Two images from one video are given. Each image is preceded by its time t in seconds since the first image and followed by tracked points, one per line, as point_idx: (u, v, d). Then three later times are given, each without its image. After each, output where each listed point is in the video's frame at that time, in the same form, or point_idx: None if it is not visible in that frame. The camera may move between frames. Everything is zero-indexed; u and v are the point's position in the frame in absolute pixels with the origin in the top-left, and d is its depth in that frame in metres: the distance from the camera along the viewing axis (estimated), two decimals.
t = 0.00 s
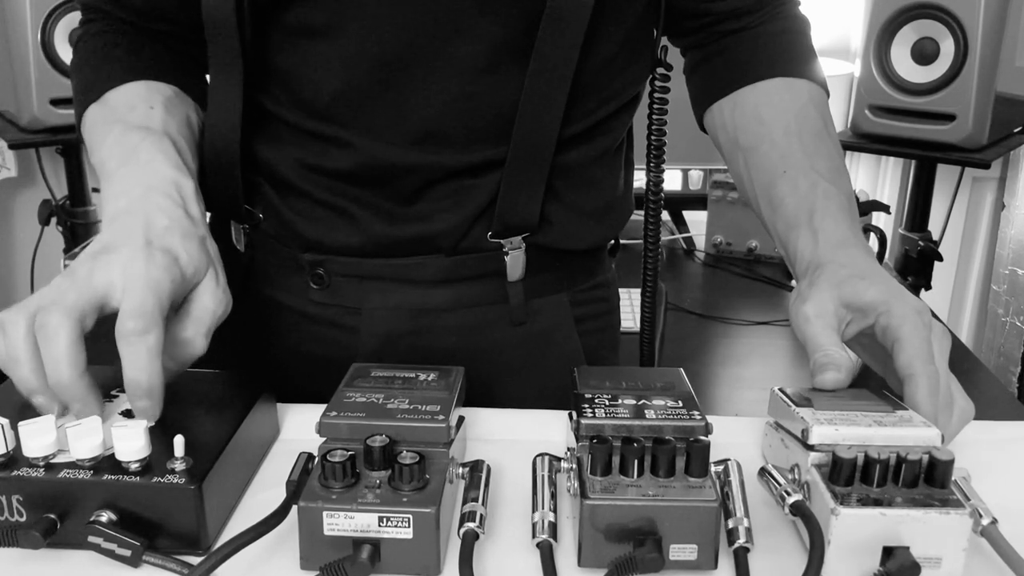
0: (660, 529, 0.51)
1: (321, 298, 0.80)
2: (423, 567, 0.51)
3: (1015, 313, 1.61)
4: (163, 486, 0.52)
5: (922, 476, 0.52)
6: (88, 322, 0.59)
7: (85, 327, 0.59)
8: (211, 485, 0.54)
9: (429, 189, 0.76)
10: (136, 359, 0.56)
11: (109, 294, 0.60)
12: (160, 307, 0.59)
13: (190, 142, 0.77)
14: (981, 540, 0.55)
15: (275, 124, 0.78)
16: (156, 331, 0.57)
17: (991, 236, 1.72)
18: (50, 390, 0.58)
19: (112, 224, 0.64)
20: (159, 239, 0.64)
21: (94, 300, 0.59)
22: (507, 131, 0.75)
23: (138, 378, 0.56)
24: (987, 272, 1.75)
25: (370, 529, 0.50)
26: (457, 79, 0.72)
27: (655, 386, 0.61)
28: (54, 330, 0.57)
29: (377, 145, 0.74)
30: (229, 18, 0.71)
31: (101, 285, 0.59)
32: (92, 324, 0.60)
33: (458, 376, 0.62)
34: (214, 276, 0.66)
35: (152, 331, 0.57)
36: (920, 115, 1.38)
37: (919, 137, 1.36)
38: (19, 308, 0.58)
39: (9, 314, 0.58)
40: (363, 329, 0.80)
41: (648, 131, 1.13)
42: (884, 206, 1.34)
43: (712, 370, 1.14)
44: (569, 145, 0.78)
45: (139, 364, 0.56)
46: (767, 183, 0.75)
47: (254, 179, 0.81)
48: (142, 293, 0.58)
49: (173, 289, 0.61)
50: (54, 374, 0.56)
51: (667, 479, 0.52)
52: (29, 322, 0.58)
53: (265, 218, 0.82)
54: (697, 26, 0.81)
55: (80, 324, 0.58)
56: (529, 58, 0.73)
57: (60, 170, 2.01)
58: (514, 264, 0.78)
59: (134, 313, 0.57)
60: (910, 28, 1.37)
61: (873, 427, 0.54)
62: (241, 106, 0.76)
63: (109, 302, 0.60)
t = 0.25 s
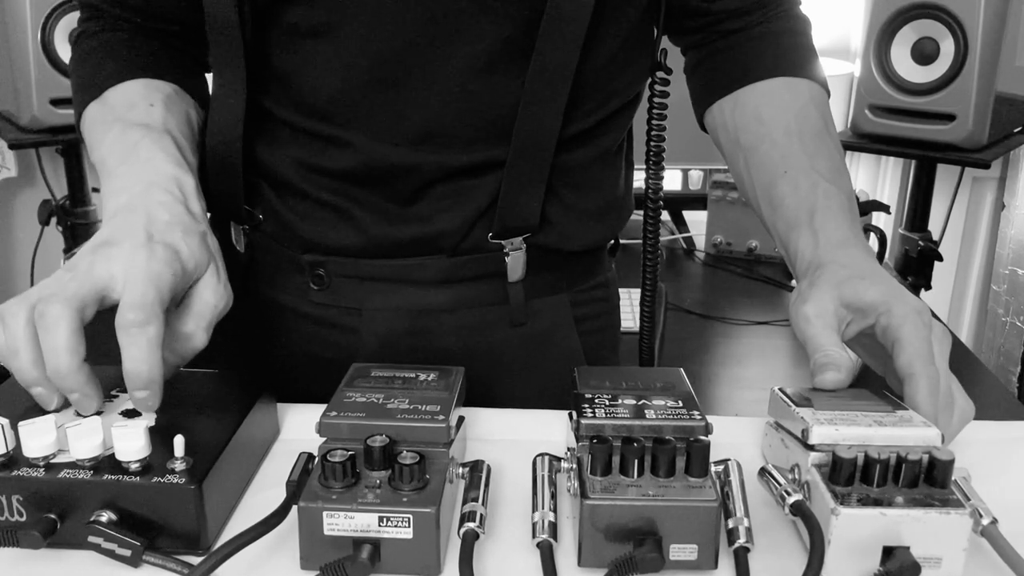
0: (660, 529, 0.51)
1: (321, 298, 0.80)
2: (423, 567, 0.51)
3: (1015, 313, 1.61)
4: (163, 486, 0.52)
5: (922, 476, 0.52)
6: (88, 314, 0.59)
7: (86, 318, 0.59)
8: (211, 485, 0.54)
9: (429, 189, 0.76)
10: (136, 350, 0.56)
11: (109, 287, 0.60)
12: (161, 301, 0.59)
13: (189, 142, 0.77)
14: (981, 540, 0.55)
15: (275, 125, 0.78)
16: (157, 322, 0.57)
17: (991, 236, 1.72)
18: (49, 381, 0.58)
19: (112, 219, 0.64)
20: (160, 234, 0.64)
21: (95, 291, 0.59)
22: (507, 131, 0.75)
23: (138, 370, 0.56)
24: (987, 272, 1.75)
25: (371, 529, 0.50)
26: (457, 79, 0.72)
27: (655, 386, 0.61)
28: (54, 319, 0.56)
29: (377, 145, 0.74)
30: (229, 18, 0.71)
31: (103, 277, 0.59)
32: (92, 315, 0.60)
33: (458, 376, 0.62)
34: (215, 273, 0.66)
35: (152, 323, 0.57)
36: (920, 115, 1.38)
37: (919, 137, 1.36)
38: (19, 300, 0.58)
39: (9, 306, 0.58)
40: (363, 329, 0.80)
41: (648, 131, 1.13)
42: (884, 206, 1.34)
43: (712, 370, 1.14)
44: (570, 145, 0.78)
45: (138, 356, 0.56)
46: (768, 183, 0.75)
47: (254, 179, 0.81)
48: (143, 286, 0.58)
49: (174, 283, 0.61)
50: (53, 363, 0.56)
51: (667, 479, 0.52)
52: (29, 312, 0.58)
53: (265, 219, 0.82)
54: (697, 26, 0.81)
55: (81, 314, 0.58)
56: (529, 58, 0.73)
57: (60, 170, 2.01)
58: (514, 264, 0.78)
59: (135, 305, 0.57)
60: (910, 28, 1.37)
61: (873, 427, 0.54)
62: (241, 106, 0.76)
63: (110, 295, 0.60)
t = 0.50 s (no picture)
0: (660, 529, 0.51)
1: (321, 298, 0.80)
2: (423, 567, 0.51)
3: (1015, 313, 1.61)
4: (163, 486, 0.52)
5: (922, 476, 0.52)
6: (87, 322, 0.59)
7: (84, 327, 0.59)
8: (211, 485, 0.54)
9: (429, 189, 0.76)
10: (134, 360, 0.56)
11: (108, 295, 0.60)
12: (160, 310, 0.59)
13: (189, 142, 0.77)
14: (981, 540, 0.55)
15: (275, 125, 0.78)
16: (155, 334, 0.58)
17: (991, 236, 1.72)
18: (46, 388, 0.58)
19: (111, 223, 0.64)
20: (158, 240, 0.64)
21: (93, 300, 0.59)
22: (507, 131, 0.75)
23: (136, 381, 0.56)
24: (987, 272, 1.75)
25: (370, 529, 0.50)
26: (458, 79, 0.72)
27: (655, 386, 0.61)
28: (52, 327, 0.57)
29: (377, 145, 0.74)
30: (229, 18, 0.71)
31: (101, 285, 0.60)
32: (91, 322, 0.60)
33: (458, 376, 0.62)
34: (215, 276, 0.66)
35: (151, 332, 0.58)
36: (920, 115, 1.38)
37: (918, 137, 1.36)
38: (18, 306, 0.59)
39: (7, 313, 0.58)
40: (363, 329, 0.80)
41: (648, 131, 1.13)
42: (884, 206, 1.34)
43: (712, 370, 1.14)
44: (570, 145, 0.78)
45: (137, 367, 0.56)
46: (768, 184, 0.75)
47: (254, 179, 0.81)
48: (141, 295, 0.58)
49: (172, 291, 0.61)
50: (50, 372, 0.56)
51: (667, 479, 0.52)
52: (27, 320, 0.58)
53: (265, 219, 0.82)
54: (697, 26, 0.81)
55: (79, 323, 0.58)
56: (529, 58, 0.73)
57: (60, 170, 2.01)
58: (513, 264, 0.78)
59: (133, 314, 0.57)
60: (910, 28, 1.37)
61: (873, 428, 0.54)
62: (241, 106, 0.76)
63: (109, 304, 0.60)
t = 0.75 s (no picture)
0: (660, 529, 0.51)
1: (321, 298, 0.80)
2: (423, 567, 0.51)
3: (1015, 313, 1.61)
4: (163, 486, 0.52)
5: (922, 476, 0.52)
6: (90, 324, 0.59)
7: (87, 330, 0.59)
8: (211, 485, 0.54)
9: (429, 189, 0.76)
10: (136, 362, 0.56)
11: (110, 297, 0.59)
12: (162, 312, 0.59)
13: (190, 142, 0.77)
14: (981, 540, 0.55)
15: (275, 124, 0.78)
16: (158, 334, 0.57)
17: (991, 236, 1.72)
18: (50, 391, 0.58)
19: (113, 226, 0.64)
20: (161, 242, 0.64)
21: (95, 302, 0.59)
22: (507, 131, 0.75)
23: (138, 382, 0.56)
24: (987, 272, 1.74)
25: (370, 529, 0.50)
26: (458, 79, 0.72)
27: (655, 386, 0.61)
28: (55, 331, 0.57)
29: (377, 145, 0.74)
30: (229, 18, 0.71)
31: (103, 287, 0.59)
32: (93, 326, 0.60)
33: (458, 376, 0.62)
34: (217, 278, 0.66)
35: (153, 334, 0.57)
36: (920, 115, 1.38)
37: (919, 137, 1.36)
38: (21, 308, 0.59)
39: (10, 314, 0.59)
40: (363, 329, 0.80)
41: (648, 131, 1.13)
42: (884, 206, 1.34)
43: (712, 370, 1.14)
44: (570, 145, 0.78)
45: (139, 368, 0.56)
46: (767, 184, 0.75)
47: (254, 179, 0.81)
48: (144, 296, 0.58)
49: (174, 292, 0.61)
50: (54, 375, 0.56)
51: (667, 479, 0.52)
52: (30, 321, 0.58)
53: (265, 218, 0.82)
54: (697, 26, 0.81)
55: (81, 326, 0.58)
56: (529, 59, 0.73)
57: (60, 170, 2.01)
58: (513, 263, 0.78)
59: (135, 317, 0.57)
60: (910, 28, 1.37)
61: (873, 428, 0.54)
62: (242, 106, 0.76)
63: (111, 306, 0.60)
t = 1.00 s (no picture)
0: (659, 529, 0.51)
1: (321, 298, 0.80)
2: (423, 567, 0.51)
3: (1015, 313, 1.61)
4: (163, 485, 0.52)
5: (922, 475, 0.52)
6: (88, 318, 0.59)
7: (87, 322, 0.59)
8: (211, 484, 0.54)
9: (429, 189, 0.76)
10: (134, 352, 0.56)
11: (109, 291, 0.59)
12: (160, 304, 0.59)
13: (190, 142, 0.77)
14: (980, 540, 0.55)
15: (275, 124, 0.78)
16: (156, 325, 0.57)
17: (991, 236, 1.72)
18: (48, 384, 0.58)
19: (113, 223, 0.64)
20: (161, 238, 0.64)
21: (94, 295, 0.59)
22: (508, 131, 0.75)
23: (137, 373, 0.56)
24: (987, 272, 1.74)
25: (370, 528, 0.50)
26: (458, 79, 0.72)
27: (655, 385, 0.61)
28: (53, 323, 0.56)
29: (378, 145, 0.74)
30: (229, 19, 0.71)
31: (103, 280, 0.59)
32: (92, 319, 0.60)
33: (458, 375, 0.62)
34: (217, 278, 0.66)
35: (152, 324, 0.57)
36: (920, 115, 1.38)
37: (919, 137, 1.36)
38: (19, 303, 0.58)
39: (10, 309, 0.58)
40: (363, 329, 0.80)
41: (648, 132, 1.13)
42: (884, 206, 1.34)
43: (712, 370, 1.14)
44: (570, 145, 0.78)
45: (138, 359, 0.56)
46: (776, 185, 0.75)
47: (254, 179, 0.81)
48: (143, 289, 0.58)
49: (173, 287, 0.61)
50: (52, 366, 0.56)
51: (667, 479, 0.52)
52: (29, 315, 0.58)
53: (265, 218, 0.82)
54: (698, 27, 0.81)
55: (80, 318, 0.58)
56: (529, 59, 0.73)
57: (60, 170, 2.01)
58: (513, 263, 0.78)
59: (134, 307, 0.57)
60: (910, 28, 1.37)
61: (873, 427, 0.54)
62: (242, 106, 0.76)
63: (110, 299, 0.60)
